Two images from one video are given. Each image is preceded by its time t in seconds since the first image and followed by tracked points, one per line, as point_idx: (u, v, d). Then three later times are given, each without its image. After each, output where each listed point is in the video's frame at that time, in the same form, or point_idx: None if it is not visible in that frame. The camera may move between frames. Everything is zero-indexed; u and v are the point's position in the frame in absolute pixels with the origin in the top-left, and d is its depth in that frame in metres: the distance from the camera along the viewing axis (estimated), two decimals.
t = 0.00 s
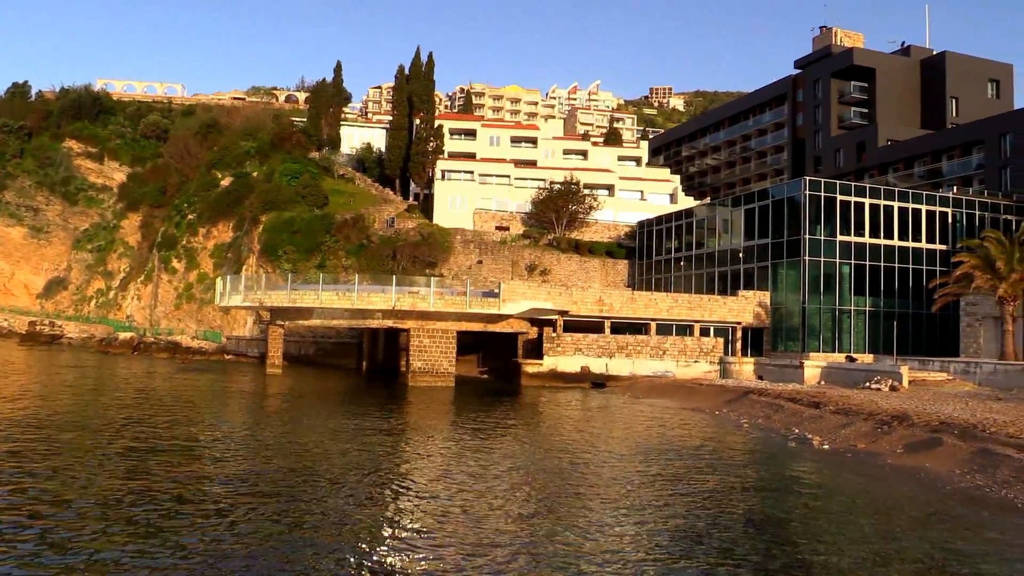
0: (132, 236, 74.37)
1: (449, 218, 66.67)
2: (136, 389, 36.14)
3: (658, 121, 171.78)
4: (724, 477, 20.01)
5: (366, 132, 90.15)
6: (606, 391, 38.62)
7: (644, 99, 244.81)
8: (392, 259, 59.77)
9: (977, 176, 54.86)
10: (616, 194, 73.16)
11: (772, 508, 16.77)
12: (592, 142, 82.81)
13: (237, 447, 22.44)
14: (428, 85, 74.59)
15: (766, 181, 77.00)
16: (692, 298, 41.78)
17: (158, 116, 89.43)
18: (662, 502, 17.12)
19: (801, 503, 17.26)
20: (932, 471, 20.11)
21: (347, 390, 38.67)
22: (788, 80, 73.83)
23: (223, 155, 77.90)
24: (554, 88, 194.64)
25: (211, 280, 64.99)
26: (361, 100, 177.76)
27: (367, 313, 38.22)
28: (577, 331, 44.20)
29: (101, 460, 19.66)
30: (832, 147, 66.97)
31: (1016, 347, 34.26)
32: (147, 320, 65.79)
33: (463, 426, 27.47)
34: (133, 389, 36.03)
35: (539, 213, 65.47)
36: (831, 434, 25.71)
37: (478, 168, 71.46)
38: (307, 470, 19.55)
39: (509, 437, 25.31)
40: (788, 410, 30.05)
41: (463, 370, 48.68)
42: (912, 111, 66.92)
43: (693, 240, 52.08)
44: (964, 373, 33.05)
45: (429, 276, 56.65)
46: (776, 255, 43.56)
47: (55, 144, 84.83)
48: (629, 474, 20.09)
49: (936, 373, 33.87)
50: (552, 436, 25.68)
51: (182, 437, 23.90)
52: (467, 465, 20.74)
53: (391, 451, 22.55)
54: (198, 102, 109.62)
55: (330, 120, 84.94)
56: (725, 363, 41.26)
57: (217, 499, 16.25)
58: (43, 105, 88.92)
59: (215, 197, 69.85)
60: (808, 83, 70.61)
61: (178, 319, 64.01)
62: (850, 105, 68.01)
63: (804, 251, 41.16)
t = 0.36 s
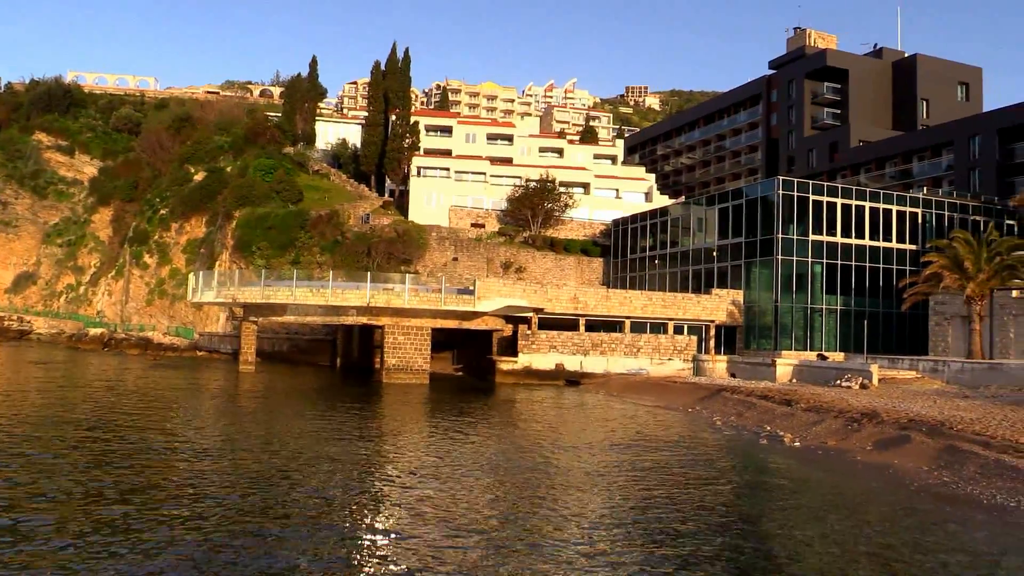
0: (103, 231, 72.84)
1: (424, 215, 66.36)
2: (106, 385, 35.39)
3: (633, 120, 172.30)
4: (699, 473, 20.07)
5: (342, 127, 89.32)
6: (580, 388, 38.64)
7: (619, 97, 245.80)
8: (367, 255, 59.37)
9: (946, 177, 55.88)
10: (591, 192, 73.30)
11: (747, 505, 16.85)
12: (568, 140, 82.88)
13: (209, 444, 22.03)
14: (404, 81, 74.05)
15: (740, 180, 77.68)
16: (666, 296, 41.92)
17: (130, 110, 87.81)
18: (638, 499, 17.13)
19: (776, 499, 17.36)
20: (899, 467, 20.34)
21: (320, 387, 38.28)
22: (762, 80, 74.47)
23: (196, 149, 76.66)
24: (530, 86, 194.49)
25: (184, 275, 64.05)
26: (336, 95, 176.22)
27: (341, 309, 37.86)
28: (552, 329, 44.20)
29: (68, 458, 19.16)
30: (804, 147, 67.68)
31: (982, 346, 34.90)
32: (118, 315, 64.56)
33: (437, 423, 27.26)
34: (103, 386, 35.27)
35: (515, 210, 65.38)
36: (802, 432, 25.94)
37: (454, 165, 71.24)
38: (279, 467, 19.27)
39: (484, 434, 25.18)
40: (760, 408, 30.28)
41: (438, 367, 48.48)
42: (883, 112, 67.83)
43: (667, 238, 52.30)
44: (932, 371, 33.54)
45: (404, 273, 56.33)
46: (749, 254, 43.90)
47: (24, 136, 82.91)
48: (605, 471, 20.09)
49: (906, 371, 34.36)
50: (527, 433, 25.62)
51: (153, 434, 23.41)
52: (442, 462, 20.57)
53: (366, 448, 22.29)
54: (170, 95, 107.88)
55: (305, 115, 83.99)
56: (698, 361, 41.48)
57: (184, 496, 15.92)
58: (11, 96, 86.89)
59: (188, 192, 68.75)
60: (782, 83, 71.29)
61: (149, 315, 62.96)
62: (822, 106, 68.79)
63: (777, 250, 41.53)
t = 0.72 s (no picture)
0: (72, 228, 71.11)
1: (397, 212, 65.91)
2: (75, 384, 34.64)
3: (607, 118, 172.92)
4: (673, 469, 20.16)
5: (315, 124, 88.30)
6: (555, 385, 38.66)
7: (593, 95, 246.62)
8: (340, 253, 59.03)
9: (915, 176, 56.85)
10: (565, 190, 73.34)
11: (720, 499, 17.01)
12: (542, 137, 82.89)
13: (182, 443, 21.65)
14: (378, 78, 73.36)
15: (713, 179, 78.33)
16: (639, 294, 42.04)
17: (100, 105, 86.10)
18: (614, 494, 17.19)
19: (747, 493, 17.53)
20: (868, 462, 20.60)
21: (293, 385, 37.86)
22: (735, 80, 75.14)
23: (167, 145, 75.43)
24: (505, 83, 194.43)
25: (155, 273, 63.06)
26: (309, 92, 174.59)
27: (314, 307, 37.48)
28: (526, 327, 44.16)
29: (37, 457, 18.70)
30: (776, 146, 68.43)
31: (949, 342, 35.51)
32: (88, 314, 63.30)
33: (412, 421, 27.10)
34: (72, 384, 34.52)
35: (489, 208, 65.17)
36: (773, 427, 26.18)
37: (428, 162, 70.70)
38: (251, 465, 19.01)
39: (459, 432, 25.07)
40: (731, 404, 30.51)
41: (411, 365, 48.24)
42: (853, 112, 68.79)
43: (641, 236, 52.51)
44: (901, 367, 34.05)
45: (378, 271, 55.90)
46: (722, 251, 44.24)
47: None
48: (580, 467, 20.12)
49: (875, 367, 34.86)
50: (502, 431, 25.54)
51: (125, 432, 22.96)
52: (418, 460, 20.43)
53: (340, 446, 22.05)
54: (140, 91, 106.02)
55: (277, 111, 82.84)
56: (671, 358, 41.66)
57: (152, 495, 15.64)
58: None
59: (158, 189, 67.64)
60: (754, 83, 72.01)
61: (119, 313, 61.93)
62: (794, 105, 69.58)
63: (749, 248, 41.89)
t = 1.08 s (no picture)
0: (28, 221, 68.25)
1: (363, 209, 65.74)
2: (29, 381, 33.50)
3: (574, 116, 173.41)
4: (637, 466, 20.18)
5: (280, 118, 86.82)
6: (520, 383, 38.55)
7: (560, 93, 247.22)
8: (305, 249, 58.45)
9: (875, 178, 58.00)
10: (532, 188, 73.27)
11: (684, 495, 17.05)
12: (508, 135, 82.75)
13: (140, 440, 21.05)
14: (344, 73, 72.35)
15: (678, 178, 79.02)
16: (604, 292, 42.14)
17: (57, 96, 83.68)
18: (579, 491, 17.14)
19: (710, 489, 17.62)
20: (827, 459, 20.85)
21: (254, 382, 37.19)
22: (700, 80, 75.86)
23: (128, 138, 73.64)
24: (472, 80, 193.86)
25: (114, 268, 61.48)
26: (274, 86, 171.95)
27: (277, 303, 36.80)
28: (491, 324, 44.00)
29: None
30: (740, 146, 69.30)
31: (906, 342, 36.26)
32: (44, 309, 61.30)
33: (377, 418, 26.74)
34: (26, 381, 33.38)
35: (455, 205, 64.74)
36: (735, 425, 26.39)
37: (394, 158, 69.61)
38: (211, 462, 18.58)
39: (424, 429, 24.81)
40: (694, 402, 30.69)
41: (376, 361, 47.75)
42: (816, 114, 69.92)
43: (606, 234, 52.68)
44: (860, 366, 34.63)
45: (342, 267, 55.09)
46: (686, 250, 44.58)
47: None
48: (545, 464, 20.03)
49: (834, 366, 35.43)
50: (467, 428, 25.35)
51: (80, 429, 22.26)
52: (382, 457, 20.14)
53: (304, 443, 21.65)
54: (99, 81, 103.30)
55: (241, 104, 81.38)
56: (635, 356, 41.84)
57: (107, 491, 15.20)
58: None
59: (118, 182, 65.97)
60: (719, 84, 72.77)
61: (77, 309, 60.19)
62: (758, 106, 70.49)
63: (713, 247, 42.25)
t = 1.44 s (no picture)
0: None
1: (326, 206, 64.85)
2: None
3: (539, 116, 173.73)
4: (601, 464, 20.18)
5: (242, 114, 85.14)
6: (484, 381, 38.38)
7: (525, 93, 247.45)
8: (267, 247, 57.56)
9: (834, 180, 59.11)
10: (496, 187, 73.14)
11: (647, 493, 17.07)
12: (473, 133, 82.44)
13: (96, 439, 20.38)
14: (308, 68, 71.26)
15: (641, 179, 79.66)
16: (567, 291, 42.21)
17: (11, 87, 81.08)
18: (542, 490, 17.04)
19: (674, 487, 17.67)
20: (785, 457, 21.09)
21: (214, 380, 36.44)
22: (664, 81, 76.46)
23: (84, 131, 71.69)
24: (437, 78, 193.08)
25: (70, 264, 59.64)
26: (236, 80, 169.11)
27: (238, 301, 36.08)
28: (455, 323, 43.78)
29: None
30: (703, 147, 70.09)
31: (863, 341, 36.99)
32: None
33: (339, 417, 26.39)
34: None
35: (419, 203, 64.20)
36: (696, 424, 26.58)
37: (358, 155, 69.17)
38: (169, 461, 18.11)
39: (387, 428, 24.52)
40: (656, 401, 30.85)
41: (338, 359, 47.20)
42: (776, 117, 71.04)
43: (570, 234, 52.77)
44: (818, 365, 35.21)
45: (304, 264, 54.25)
46: (648, 250, 44.87)
47: None
48: (509, 463, 19.90)
49: (793, 365, 35.97)
50: (431, 427, 25.15)
51: (32, 428, 21.49)
52: (345, 456, 19.80)
53: (266, 442, 21.19)
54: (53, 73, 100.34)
55: (203, 100, 79.90)
56: (598, 355, 41.96)
57: (58, 492, 14.66)
58: None
59: (75, 177, 64.13)
60: (682, 85, 73.44)
61: (31, 306, 57.71)
62: (720, 108, 71.34)
63: (675, 247, 42.59)
